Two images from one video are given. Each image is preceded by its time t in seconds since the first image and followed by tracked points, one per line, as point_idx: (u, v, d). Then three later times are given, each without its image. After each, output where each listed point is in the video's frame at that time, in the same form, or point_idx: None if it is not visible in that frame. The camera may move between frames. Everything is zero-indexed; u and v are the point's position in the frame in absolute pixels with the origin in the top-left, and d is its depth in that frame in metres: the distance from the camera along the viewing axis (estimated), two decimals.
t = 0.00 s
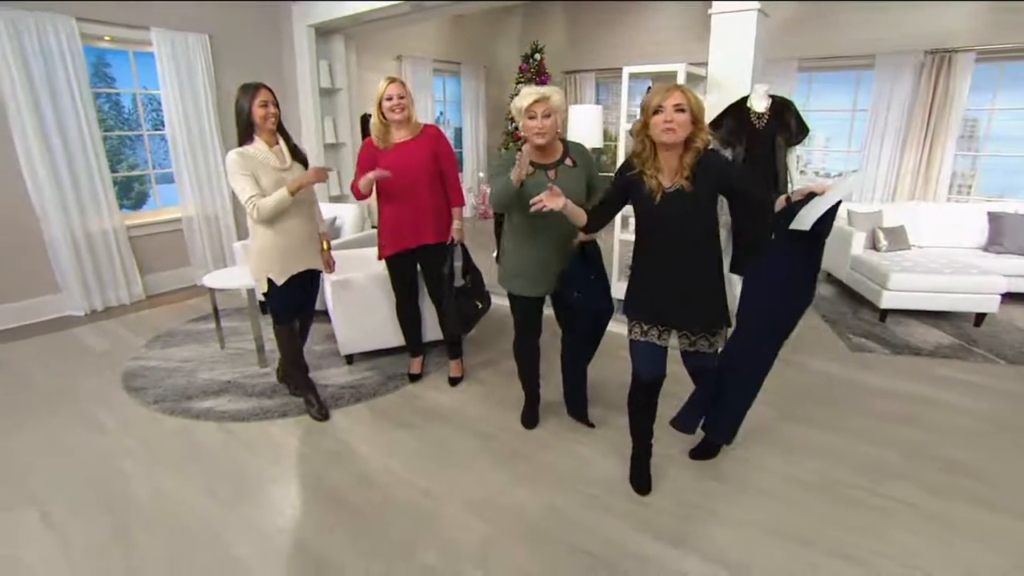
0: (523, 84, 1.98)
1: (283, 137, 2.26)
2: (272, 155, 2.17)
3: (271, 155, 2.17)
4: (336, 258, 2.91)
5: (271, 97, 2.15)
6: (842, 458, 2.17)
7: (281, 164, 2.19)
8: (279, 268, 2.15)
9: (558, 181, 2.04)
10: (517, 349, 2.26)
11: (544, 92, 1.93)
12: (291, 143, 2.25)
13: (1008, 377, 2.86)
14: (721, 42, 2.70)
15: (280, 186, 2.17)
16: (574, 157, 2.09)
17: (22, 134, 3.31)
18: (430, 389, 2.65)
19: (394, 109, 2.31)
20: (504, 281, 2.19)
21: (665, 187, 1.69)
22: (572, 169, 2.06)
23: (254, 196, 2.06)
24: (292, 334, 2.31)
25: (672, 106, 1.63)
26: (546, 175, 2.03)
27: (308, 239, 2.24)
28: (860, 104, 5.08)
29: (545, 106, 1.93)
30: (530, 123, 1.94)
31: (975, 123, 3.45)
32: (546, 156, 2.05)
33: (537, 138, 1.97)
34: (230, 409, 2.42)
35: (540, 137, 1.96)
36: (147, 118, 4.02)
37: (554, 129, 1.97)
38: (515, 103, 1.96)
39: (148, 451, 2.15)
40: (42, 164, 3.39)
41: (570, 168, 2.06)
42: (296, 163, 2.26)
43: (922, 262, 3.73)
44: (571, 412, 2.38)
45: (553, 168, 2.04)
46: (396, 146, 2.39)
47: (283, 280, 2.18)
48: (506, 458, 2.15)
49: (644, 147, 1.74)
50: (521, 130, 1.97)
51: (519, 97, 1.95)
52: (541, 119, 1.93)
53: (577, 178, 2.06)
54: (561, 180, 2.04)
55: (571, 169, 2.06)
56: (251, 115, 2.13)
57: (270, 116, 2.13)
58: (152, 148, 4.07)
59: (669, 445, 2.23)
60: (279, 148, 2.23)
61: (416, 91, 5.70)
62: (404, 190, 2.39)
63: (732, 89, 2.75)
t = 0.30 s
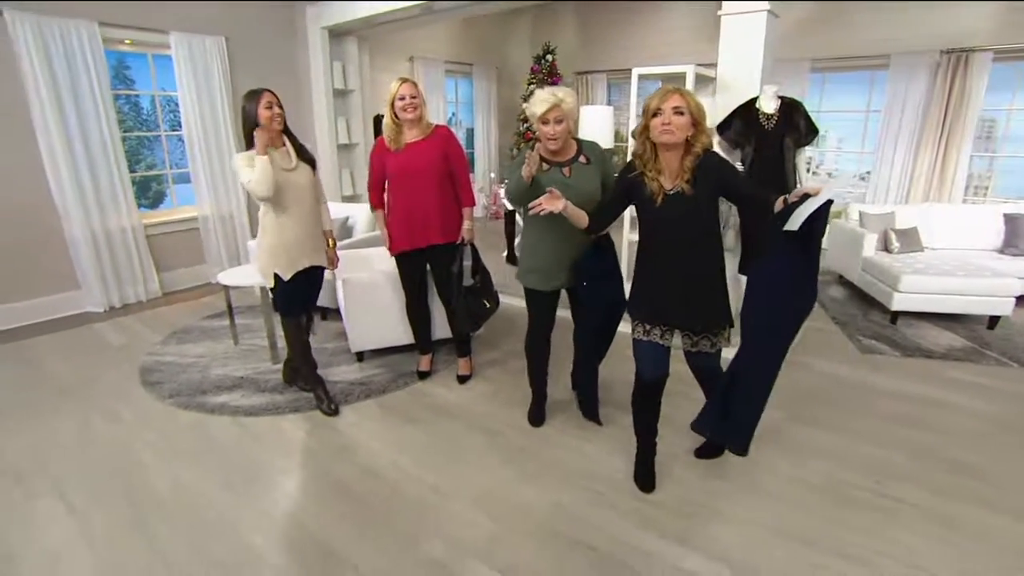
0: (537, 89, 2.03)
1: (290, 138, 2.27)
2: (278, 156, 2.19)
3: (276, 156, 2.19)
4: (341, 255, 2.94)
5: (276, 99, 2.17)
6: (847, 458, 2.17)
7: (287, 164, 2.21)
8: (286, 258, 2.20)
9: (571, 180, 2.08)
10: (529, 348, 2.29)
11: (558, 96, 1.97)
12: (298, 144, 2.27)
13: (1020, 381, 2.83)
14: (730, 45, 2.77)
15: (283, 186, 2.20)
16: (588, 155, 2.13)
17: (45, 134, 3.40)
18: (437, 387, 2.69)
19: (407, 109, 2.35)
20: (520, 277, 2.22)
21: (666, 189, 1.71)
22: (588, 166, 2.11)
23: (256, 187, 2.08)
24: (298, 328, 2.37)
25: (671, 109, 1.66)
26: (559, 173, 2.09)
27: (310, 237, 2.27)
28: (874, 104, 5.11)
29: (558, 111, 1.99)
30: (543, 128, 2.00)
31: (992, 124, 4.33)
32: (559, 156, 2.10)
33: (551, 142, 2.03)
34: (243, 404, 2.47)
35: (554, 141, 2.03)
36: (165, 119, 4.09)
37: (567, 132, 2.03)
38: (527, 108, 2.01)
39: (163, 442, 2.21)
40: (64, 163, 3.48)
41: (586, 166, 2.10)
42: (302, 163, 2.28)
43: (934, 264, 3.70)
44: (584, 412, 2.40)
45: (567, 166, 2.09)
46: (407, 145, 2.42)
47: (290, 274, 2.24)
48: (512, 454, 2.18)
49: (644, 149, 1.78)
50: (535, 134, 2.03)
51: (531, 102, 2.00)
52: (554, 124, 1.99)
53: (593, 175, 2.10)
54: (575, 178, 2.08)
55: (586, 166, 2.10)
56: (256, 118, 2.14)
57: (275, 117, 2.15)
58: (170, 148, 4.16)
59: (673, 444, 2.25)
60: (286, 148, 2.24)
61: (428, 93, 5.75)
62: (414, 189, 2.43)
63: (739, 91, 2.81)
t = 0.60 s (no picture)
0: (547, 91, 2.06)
1: (290, 141, 2.32)
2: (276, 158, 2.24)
3: (275, 158, 2.24)
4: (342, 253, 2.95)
5: (275, 104, 2.22)
6: (847, 458, 2.18)
7: (284, 166, 2.25)
8: (285, 260, 2.27)
9: (583, 179, 2.11)
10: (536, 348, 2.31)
11: (567, 98, 2.00)
12: (297, 147, 2.31)
13: None
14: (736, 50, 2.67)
15: (281, 187, 2.25)
16: (599, 155, 2.15)
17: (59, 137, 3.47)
18: (442, 385, 2.72)
19: (412, 114, 2.38)
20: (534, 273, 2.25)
21: (665, 191, 1.73)
22: (598, 165, 2.13)
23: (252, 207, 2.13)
24: (301, 323, 2.41)
25: (667, 112, 1.68)
26: (570, 170, 2.12)
27: (306, 237, 2.31)
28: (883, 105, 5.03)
29: (568, 113, 2.02)
30: (555, 129, 2.04)
31: (1002, 126, 4.50)
32: (570, 154, 2.14)
33: (563, 142, 2.08)
34: (249, 401, 2.52)
35: (565, 141, 2.07)
36: (176, 122, 4.15)
37: (577, 132, 2.06)
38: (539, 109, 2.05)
39: (172, 438, 2.25)
40: (78, 165, 3.55)
41: (596, 165, 2.13)
42: (299, 165, 2.32)
43: (941, 266, 3.69)
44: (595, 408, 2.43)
45: (578, 164, 2.12)
46: (412, 148, 2.46)
47: (288, 271, 2.29)
48: (514, 452, 2.20)
49: (643, 150, 1.79)
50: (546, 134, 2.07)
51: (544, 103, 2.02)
52: (565, 126, 2.03)
53: (604, 175, 2.13)
54: (586, 177, 2.11)
55: (596, 166, 2.12)
56: (256, 121, 2.20)
57: (274, 120, 2.20)
58: (181, 150, 4.22)
59: (674, 443, 2.26)
60: (285, 151, 2.28)
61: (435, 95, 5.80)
62: (417, 191, 2.46)
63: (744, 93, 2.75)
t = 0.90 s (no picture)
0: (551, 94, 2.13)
1: (287, 144, 2.36)
2: (272, 159, 2.28)
3: (272, 160, 2.28)
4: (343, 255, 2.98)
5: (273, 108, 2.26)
6: (843, 460, 2.19)
7: (281, 168, 2.30)
8: (284, 259, 2.30)
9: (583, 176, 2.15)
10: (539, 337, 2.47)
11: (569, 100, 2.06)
12: (294, 150, 2.35)
13: None
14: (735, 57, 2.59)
15: (278, 189, 2.28)
16: (599, 155, 2.20)
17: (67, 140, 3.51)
18: (442, 386, 2.74)
19: (415, 118, 2.42)
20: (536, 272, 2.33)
21: (674, 192, 1.75)
22: (598, 165, 2.18)
23: (232, 201, 2.23)
24: (303, 321, 2.45)
25: (675, 115, 1.69)
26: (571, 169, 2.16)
27: (303, 238, 2.34)
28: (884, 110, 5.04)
29: (571, 113, 2.07)
30: (558, 128, 2.10)
31: (1004, 130, 4.56)
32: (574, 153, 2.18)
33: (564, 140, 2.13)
34: (251, 400, 2.55)
35: (568, 140, 2.12)
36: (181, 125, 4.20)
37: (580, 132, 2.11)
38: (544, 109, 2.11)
39: (176, 436, 2.29)
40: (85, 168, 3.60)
41: (596, 164, 2.17)
42: (296, 167, 2.36)
43: (940, 269, 3.70)
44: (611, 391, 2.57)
45: (580, 164, 2.16)
46: (414, 150, 2.49)
47: (288, 269, 2.32)
48: (511, 452, 2.22)
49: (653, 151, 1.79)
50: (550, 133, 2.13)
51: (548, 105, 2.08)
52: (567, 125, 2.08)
53: (602, 174, 2.17)
54: (586, 176, 2.14)
55: (595, 165, 2.17)
56: (255, 124, 2.25)
57: (272, 124, 2.24)
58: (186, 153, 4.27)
59: (670, 444, 2.28)
60: (282, 154, 2.33)
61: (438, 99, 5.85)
62: (418, 193, 2.49)
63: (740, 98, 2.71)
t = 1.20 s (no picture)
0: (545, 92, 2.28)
1: (283, 146, 2.38)
2: (267, 159, 2.30)
3: (266, 161, 2.30)
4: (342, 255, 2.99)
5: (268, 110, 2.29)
6: (839, 459, 2.20)
7: (275, 169, 2.32)
8: (278, 258, 2.32)
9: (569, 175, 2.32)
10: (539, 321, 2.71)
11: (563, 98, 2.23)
12: (289, 152, 2.37)
13: (1021, 387, 2.83)
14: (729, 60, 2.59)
15: (271, 190, 2.30)
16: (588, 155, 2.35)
17: (70, 142, 3.54)
18: (441, 386, 2.76)
19: (415, 121, 2.43)
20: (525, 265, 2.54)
21: (695, 189, 1.78)
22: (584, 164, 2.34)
23: (223, 201, 2.26)
24: (300, 320, 2.47)
25: (696, 116, 1.72)
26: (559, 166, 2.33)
27: (297, 238, 2.36)
28: (883, 111, 5.06)
29: (563, 109, 2.23)
30: (550, 122, 2.25)
31: (1003, 131, 4.53)
32: (563, 149, 2.34)
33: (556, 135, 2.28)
34: (251, 400, 2.57)
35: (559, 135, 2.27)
36: (183, 127, 4.23)
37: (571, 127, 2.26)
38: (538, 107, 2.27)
39: (177, 435, 2.31)
40: (87, 169, 3.62)
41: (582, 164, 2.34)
42: (290, 168, 2.38)
43: (939, 270, 3.71)
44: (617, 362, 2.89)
45: (568, 162, 2.33)
46: (414, 152, 2.50)
47: (282, 267, 2.34)
48: (509, 452, 2.23)
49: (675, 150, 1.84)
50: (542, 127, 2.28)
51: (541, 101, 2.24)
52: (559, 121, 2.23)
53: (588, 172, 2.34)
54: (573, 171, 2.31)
55: (583, 165, 2.33)
56: (249, 125, 2.27)
57: (266, 126, 2.26)
58: (188, 154, 4.30)
59: (667, 443, 2.29)
60: (277, 156, 2.34)
61: (438, 101, 5.87)
62: (418, 194, 2.50)
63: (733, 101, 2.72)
